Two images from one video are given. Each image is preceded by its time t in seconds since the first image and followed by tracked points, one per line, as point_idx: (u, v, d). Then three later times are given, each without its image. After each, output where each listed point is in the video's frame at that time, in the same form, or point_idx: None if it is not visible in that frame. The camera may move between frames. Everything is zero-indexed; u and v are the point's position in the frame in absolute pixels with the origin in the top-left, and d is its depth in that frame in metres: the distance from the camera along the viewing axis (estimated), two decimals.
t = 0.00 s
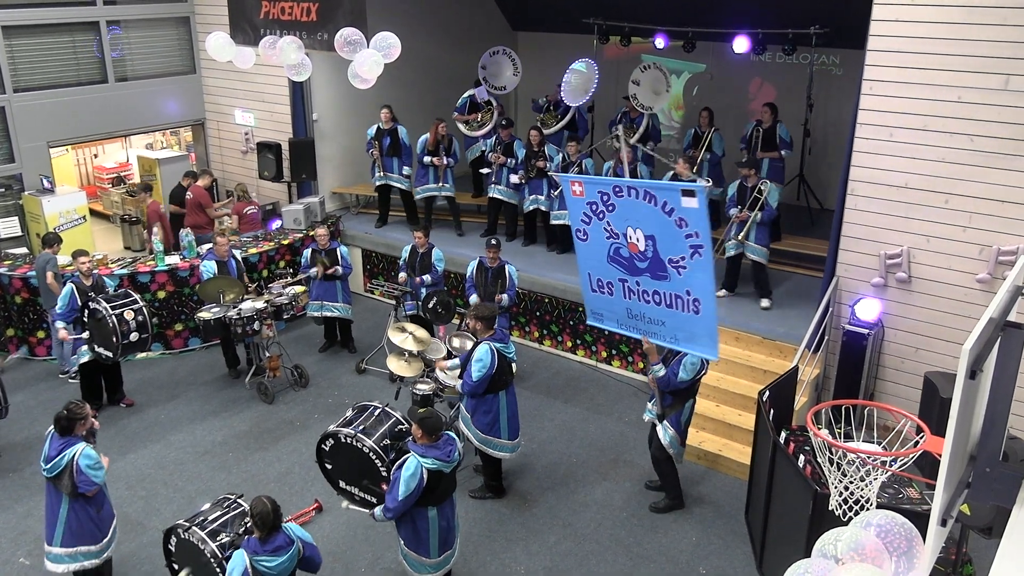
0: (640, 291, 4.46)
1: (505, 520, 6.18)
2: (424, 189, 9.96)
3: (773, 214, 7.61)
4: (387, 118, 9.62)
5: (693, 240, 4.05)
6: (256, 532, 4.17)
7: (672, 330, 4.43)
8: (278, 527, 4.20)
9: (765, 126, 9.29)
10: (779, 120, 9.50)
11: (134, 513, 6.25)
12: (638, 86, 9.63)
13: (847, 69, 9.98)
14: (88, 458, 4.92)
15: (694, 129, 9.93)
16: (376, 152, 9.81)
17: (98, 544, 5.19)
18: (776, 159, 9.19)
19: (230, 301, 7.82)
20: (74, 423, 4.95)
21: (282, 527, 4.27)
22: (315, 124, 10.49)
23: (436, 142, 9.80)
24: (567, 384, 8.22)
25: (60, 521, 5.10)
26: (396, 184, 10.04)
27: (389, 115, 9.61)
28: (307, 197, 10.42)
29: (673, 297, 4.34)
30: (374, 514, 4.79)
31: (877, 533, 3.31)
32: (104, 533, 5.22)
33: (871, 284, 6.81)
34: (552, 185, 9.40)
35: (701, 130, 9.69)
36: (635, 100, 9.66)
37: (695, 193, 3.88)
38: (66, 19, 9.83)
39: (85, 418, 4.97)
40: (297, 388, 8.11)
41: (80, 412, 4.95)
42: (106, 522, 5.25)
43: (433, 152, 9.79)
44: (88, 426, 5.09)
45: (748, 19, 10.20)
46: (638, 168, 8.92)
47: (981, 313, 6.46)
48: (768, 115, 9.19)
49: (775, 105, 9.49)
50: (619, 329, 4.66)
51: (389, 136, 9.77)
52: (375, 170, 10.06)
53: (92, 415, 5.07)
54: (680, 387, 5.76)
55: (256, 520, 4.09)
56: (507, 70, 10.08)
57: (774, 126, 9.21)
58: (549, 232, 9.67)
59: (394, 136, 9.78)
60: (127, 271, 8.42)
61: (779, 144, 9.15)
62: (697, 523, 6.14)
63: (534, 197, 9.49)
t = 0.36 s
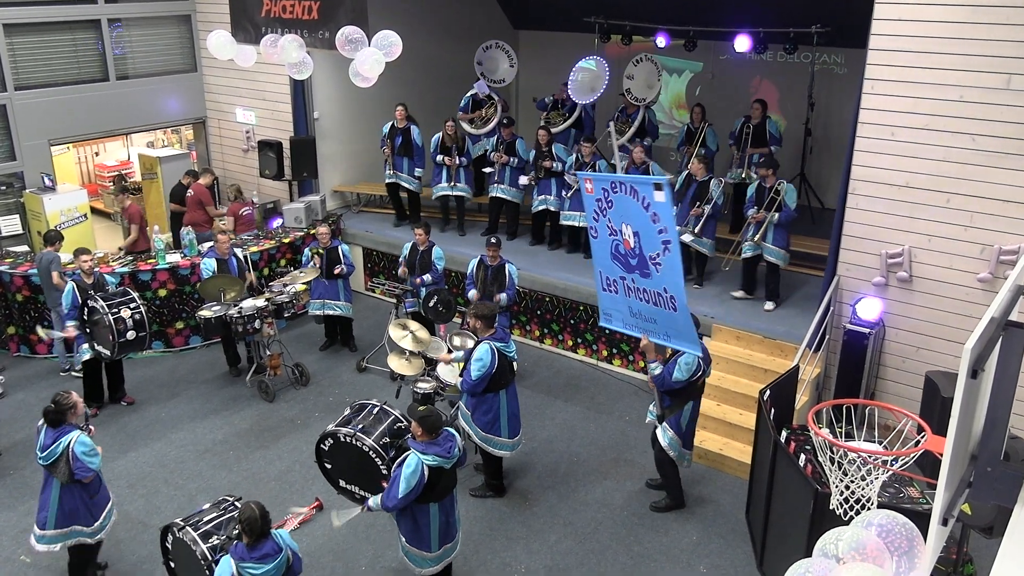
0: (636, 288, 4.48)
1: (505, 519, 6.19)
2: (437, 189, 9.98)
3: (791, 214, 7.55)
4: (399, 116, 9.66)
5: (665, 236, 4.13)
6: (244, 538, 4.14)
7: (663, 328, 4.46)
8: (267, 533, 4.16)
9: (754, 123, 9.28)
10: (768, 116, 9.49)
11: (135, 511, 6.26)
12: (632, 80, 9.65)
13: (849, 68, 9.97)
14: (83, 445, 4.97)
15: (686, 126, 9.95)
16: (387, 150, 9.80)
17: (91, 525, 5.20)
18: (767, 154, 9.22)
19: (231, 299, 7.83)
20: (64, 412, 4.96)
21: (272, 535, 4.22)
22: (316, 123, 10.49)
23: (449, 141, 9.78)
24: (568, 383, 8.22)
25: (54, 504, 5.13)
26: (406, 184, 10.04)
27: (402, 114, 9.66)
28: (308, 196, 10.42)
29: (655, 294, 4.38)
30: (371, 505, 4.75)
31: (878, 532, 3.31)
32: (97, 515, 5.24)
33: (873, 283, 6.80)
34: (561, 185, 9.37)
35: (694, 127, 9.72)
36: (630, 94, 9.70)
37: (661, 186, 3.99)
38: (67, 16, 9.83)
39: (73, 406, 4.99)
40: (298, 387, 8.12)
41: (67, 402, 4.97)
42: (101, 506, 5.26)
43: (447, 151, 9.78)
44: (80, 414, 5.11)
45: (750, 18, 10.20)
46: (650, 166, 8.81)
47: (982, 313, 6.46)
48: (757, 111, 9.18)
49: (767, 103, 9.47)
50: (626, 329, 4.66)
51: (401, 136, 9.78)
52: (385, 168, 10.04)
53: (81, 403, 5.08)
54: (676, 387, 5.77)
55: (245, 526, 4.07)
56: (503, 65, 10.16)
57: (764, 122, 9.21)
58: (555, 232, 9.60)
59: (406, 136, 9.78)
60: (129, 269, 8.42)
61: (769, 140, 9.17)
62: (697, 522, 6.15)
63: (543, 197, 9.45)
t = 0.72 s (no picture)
0: (631, 285, 4.72)
1: (505, 519, 6.19)
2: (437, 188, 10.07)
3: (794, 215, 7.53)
4: (400, 116, 9.66)
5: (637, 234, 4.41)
6: (236, 543, 4.14)
7: (652, 326, 4.64)
8: (258, 539, 4.14)
9: (754, 121, 9.31)
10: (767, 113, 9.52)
11: (135, 511, 6.26)
12: (634, 82, 9.59)
13: (850, 68, 9.97)
14: (83, 435, 4.99)
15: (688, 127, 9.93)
16: (386, 148, 9.81)
17: (91, 524, 5.19)
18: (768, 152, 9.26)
19: (232, 298, 7.82)
20: (59, 408, 4.95)
21: (262, 540, 4.20)
22: (317, 122, 10.49)
23: (447, 141, 9.81)
24: (568, 383, 8.23)
25: (55, 502, 5.12)
26: (402, 183, 10.06)
27: (403, 114, 9.66)
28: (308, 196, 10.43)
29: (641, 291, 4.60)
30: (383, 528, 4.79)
31: (878, 531, 3.30)
32: (97, 515, 5.21)
33: (873, 282, 6.80)
34: (559, 186, 9.40)
35: (697, 127, 9.73)
36: (632, 96, 9.66)
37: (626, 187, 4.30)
38: (68, 16, 9.83)
39: (67, 400, 4.97)
40: (299, 386, 8.12)
41: (60, 395, 4.95)
42: (102, 504, 5.23)
43: (444, 151, 9.81)
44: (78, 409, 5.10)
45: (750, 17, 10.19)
46: (648, 169, 8.73)
47: (981, 312, 6.46)
48: (757, 109, 9.20)
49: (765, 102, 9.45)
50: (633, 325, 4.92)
51: (400, 134, 9.81)
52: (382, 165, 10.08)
53: (77, 397, 5.07)
54: (677, 383, 5.77)
55: (236, 531, 4.07)
56: (507, 66, 10.17)
57: (764, 121, 9.24)
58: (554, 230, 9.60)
59: (405, 136, 9.81)
60: (129, 268, 8.42)
61: (770, 138, 9.20)
62: (698, 522, 6.15)
63: (539, 196, 9.49)
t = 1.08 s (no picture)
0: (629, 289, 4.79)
1: (506, 519, 6.19)
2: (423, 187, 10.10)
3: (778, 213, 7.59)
4: (391, 117, 9.72)
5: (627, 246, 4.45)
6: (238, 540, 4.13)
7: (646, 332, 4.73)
8: (261, 535, 4.14)
9: (765, 123, 9.27)
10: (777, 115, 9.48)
11: (136, 512, 6.26)
12: (649, 86, 9.57)
13: (850, 68, 9.97)
14: (89, 436, 4.97)
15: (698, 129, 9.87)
16: (374, 148, 9.83)
17: (100, 534, 5.18)
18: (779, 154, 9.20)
19: (232, 299, 7.84)
20: (64, 412, 4.97)
21: (266, 537, 4.20)
22: (317, 123, 10.51)
23: (434, 141, 9.80)
24: (568, 383, 8.23)
25: (62, 512, 5.10)
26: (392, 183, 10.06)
27: (393, 114, 9.74)
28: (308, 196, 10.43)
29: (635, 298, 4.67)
30: (376, 508, 4.83)
31: (878, 531, 3.30)
32: (106, 523, 5.21)
33: (873, 282, 6.80)
34: (549, 187, 9.40)
35: (706, 128, 9.70)
36: (645, 100, 9.62)
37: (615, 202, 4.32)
38: (68, 17, 9.84)
39: (73, 405, 4.98)
40: (299, 387, 8.12)
41: (66, 400, 4.96)
42: (109, 511, 5.22)
43: (431, 150, 9.81)
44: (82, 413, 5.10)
45: (749, 17, 10.19)
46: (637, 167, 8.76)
47: (981, 312, 6.46)
48: (767, 112, 9.17)
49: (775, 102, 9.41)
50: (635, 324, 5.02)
51: (390, 135, 9.84)
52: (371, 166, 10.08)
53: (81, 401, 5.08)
54: (677, 382, 5.77)
55: (238, 529, 4.07)
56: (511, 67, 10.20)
57: (774, 123, 9.19)
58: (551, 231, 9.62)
59: (394, 136, 9.83)
60: (129, 268, 8.42)
61: (781, 139, 9.14)
62: (698, 522, 6.15)
63: (529, 196, 9.50)
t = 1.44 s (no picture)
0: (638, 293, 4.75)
1: (505, 520, 6.18)
2: (420, 189, 10.06)
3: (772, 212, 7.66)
4: (386, 118, 9.69)
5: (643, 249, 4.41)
6: (251, 534, 4.14)
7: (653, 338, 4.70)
8: (273, 529, 4.16)
9: (768, 125, 9.27)
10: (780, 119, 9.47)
11: (136, 512, 6.26)
12: (649, 88, 9.52)
13: (849, 69, 9.97)
14: (93, 452, 4.94)
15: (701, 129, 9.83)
16: (372, 151, 9.81)
17: (106, 542, 5.17)
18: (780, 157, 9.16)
19: (231, 300, 7.83)
20: (73, 421, 4.93)
21: (278, 530, 4.23)
22: (317, 123, 10.51)
23: (431, 142, 9.77)
24: (569, 383, 8.23)
25: (68, 526, 5.06)
26: (391, 185, 10.07)
27: (389, 115, 9.67)
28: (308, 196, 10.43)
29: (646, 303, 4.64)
30: (373, 508, 4.76)
31: (878, 532, 3.31)
32: (111, 531, 5.21)
33: (873, 283, 6.80)
34: (548, 188, 9.42)
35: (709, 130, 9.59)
36: (645, 102, 9.59)
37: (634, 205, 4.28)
38: (69, 18, 9.84)
39: (83, 415, 4.95)
40: (299, 387, 8.12)
41: (77, 409, 4.93)
42: (113, 520, 5.23)
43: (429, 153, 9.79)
44: (88, 423, 5.08)
45: (750, 18, 10.19)
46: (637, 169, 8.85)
47: (981, 313, 6.46)
48: (769, 114, 9.22)
49: (778, 106, 9.50)
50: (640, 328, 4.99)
51: (386, 138, 9.82)
52: (369, 170, 10.02)
53: (90, 411, 5.04)
54: (682, 386, 5.79)
55: (252, 522, 4.06)
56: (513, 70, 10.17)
57: (776, 125, 9.19)
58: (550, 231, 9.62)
59: (392, 137, 9.84)
60: (130, 269, 8.41)
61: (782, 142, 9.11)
62: (698, 523, 6.15)
63: (529, 198, 9.49)
